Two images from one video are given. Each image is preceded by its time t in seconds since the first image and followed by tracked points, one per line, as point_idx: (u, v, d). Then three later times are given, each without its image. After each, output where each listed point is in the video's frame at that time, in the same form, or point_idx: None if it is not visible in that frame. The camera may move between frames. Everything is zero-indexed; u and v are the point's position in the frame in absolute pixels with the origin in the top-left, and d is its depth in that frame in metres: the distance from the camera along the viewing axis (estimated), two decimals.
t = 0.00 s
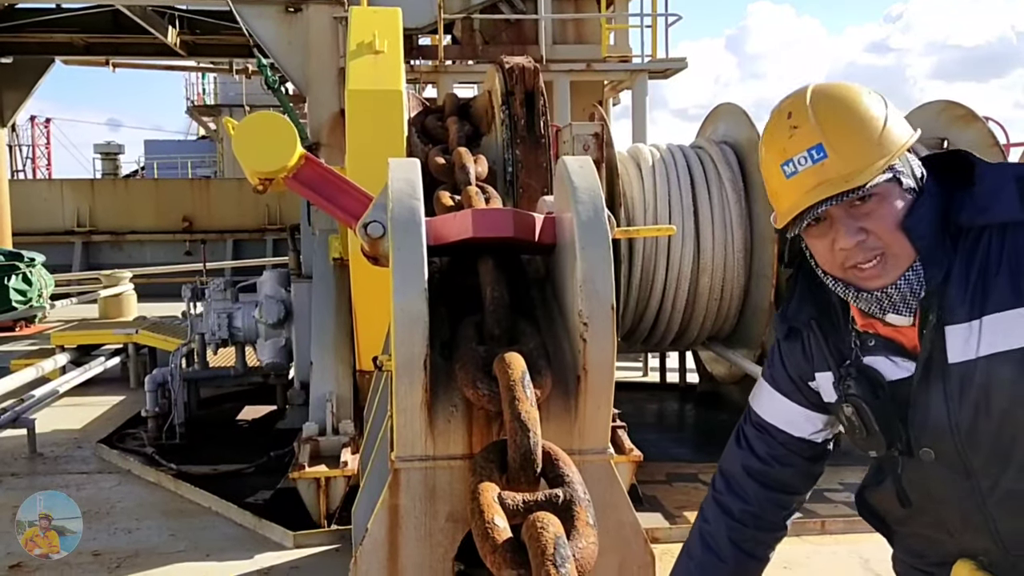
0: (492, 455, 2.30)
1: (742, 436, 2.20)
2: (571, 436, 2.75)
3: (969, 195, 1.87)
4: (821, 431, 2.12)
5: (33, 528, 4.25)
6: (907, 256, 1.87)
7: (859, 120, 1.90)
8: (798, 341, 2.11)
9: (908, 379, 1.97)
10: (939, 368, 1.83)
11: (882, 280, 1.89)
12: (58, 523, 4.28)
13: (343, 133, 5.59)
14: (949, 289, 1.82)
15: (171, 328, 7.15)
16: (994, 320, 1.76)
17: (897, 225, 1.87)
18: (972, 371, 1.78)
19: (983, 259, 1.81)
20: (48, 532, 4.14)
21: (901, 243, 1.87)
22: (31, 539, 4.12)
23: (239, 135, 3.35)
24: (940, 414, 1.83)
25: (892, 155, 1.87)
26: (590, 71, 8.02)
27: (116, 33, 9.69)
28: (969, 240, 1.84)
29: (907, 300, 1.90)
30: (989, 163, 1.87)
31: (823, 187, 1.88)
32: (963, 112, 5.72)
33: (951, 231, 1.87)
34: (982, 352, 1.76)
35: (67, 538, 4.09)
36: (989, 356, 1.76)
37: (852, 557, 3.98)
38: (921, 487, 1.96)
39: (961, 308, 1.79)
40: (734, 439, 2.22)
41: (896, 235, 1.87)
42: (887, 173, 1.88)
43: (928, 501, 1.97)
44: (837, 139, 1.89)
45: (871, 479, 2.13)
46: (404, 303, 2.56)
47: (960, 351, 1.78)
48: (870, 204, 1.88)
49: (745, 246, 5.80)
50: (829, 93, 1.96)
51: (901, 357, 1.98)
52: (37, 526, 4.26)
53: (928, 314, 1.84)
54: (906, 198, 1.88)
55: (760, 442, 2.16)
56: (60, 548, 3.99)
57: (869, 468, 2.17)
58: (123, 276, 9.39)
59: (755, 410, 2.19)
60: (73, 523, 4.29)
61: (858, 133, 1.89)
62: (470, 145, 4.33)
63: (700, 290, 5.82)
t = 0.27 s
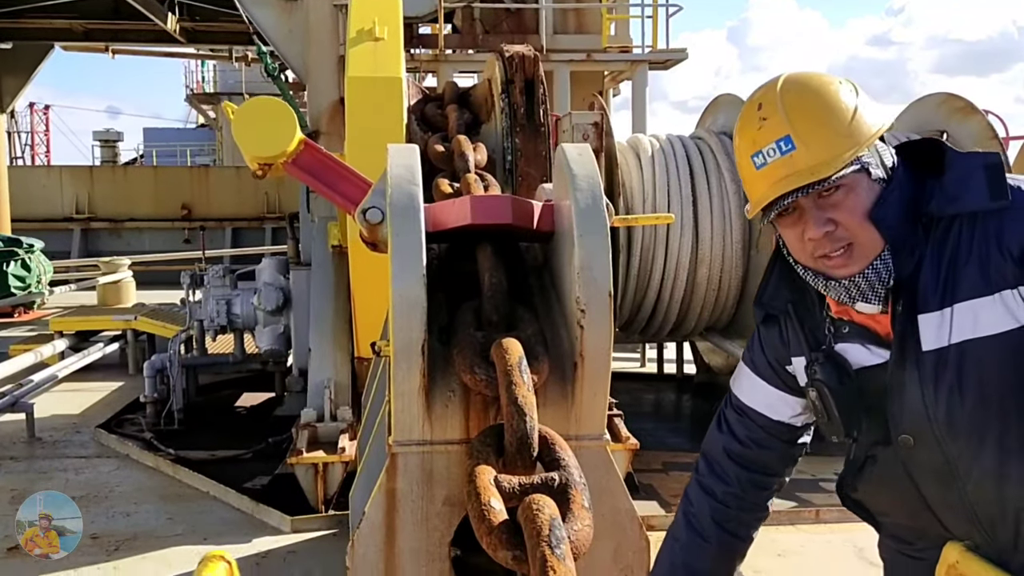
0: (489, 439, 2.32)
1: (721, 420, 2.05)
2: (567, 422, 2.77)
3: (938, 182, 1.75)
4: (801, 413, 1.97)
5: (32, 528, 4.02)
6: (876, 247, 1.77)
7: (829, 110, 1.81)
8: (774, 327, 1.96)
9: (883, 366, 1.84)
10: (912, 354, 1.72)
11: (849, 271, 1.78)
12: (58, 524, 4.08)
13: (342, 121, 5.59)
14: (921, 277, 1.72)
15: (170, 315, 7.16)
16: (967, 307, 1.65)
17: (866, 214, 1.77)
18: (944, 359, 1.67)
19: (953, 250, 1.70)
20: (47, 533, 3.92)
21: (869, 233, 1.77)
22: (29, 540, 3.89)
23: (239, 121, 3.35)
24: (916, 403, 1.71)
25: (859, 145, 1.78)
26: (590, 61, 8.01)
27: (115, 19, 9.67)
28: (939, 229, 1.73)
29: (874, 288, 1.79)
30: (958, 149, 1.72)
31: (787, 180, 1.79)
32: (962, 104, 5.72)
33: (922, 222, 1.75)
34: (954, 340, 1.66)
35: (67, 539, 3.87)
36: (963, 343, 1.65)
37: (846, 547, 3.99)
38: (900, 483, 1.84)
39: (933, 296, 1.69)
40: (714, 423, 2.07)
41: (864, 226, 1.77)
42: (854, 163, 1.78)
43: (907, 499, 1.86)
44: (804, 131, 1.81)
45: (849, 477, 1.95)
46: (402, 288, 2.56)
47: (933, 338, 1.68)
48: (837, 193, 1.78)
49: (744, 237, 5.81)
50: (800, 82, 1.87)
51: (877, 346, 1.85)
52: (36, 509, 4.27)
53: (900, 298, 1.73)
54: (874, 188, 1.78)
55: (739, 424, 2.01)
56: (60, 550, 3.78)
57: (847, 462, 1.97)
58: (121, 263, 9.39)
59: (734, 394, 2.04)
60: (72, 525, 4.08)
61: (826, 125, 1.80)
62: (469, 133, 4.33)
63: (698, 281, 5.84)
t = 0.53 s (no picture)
0: (487, 423, 2.35)
1: (714, 403, 2.04)
2: (565, 407, 2.79)
3: (925, 170, 1.74)
4: (794, 396, 1.95)
5: (32, 529, 3.86)
6: (861, 229, 1.77)
7: (820, 94, 1.81)
8: (768, 311, 1.96)
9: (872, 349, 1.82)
10: (899, 339, 1.73)
11: (835, 252, 1.78)
12: (59, 523, 3.93)
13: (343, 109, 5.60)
14: (909, 262, 1.72)
15: (170, 302, 7.19)
16: (953, 292, 1.67)
17: (851, 196, 1.76)
18: (931, 344, 1.69)
19: (940, 235, 1.71)
20: (47, 533, 3.77)
21: (855, 215, 1.77)
22: (29, 542, 3.73)
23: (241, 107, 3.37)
24: (904, 387, 1.73)
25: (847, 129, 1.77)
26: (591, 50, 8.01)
27: (116, 6, 9.66)
28: (927, 215, 1.73)
29: (857, 272, 1.78)
30: (945, 136, 1.73)
31: (773, 161, 1.79)
32: (962, 96, 5.73)
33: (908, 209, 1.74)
34: (940, 325, 1.68)
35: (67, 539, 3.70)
36: (949, 328, 1.67)
37: (841, 534, 4.02)
38: (887, 467, 1.85)
39: (920, 281, 1.70)
40: (710, 406, 2.05)
41: (850, 208, 1.76)
42: (840, 145, 1.77)
43: (894, 484, 1.86)
44: (793, 113, 1.80)
45: (839, 460, 1.95)
46: (401, 274, 2.59)
47: (920, 323, 1.70)
48: (821, 175, 1.77)
49: (743, 227, 5.82)
50: (793, 66, 1.87)
51: (866, 329, 1.84)
52: (38, 492, 4.31)
53: (886, 282, 1.74)
54: (860, 172, 1.77)
55: (734, 407, 2.00)
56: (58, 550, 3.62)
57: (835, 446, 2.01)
58: (122, 250, 9.41)
59: (729, 377, 2.03)
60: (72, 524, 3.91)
61: (815, 108, 1.79)
62: (470, 121, 4.35)
63: (697, 270, 5.85)
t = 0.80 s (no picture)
0: (482, 398, 2.38)
1: (708, 375, 2.05)
2: (560, 383, 2.81)
3: (922, 146, 1.73)
4: (789, 369, 1.94)
5: (31, 528, 3.64)
6: (834, 231, 1.74)
7: (784, 102, 1.72)
8: (763, 287, 1.94)
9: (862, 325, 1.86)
10: (890, 312, 1.75)
11: (816, 253, 1.77)
12: (59, 522, 3.71)
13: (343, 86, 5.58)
14: (902, 239, 1.72)
15: (170, 278, 7.20)
16: (943, 268, 1.67)
17: (819, 205, 1.72)
18: (920, 319, 1.71)
19: (933, 212, 1.70)
20: (47, 532, 3.56)
21: (826, 220, 1.73)
22: (29, 544, 3.48)
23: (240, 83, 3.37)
24: (892, 361, 1.75)
25: (811, 140, 1.70)
26: (592, 28, 7.97)
27: None
28: (922, 192, 1.72)
29: (836, 267, 1.79)
30: (941, 113, 1.71)
31: (737, 180, 1.76)
32: (964, 76, 5.71)
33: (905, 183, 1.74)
34: (929, 301, 1.69)
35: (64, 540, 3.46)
36: (938, 304, 1.68)
37: (834, 511, 4.06)
38: (871, 440, 1.87)
39: (911, 257, 1.71)
40: (706, 376, 2.06)
41: (820, 217, 1.72)
42: (805, 158, 1.71)
43: (879, 458, 1.90)
44: (756, 128, 1.74)
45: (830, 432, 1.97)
46: (398, 248, 2.62)
47: (909, 299, 1.71)
48: (787, 190, 1.73)
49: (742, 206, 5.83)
50: (757, 67, 1.77)
51: (858, 304, 1.86)
52: (40, 465, 4.35)
53: (877, 258, 1.75)
54: (828, 177, 1.72)
55: (728, 377, 2.00)
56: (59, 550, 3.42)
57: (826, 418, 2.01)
58: (122, 226, 9.42)
59: (725, 349, 2.02)
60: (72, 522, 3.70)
61: (778, 122, 1.72)
62: (469, 98, 4.34)
63: (695, 249, 5.86)
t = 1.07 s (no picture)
0: (475, 373, 2.41)
1: (695, 352, 2.06)
2: (555, 358, 2.84)
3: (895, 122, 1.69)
4: (773, 344, 1.96)
5: (30, 529, 3.46)
6: (808, 210, 1.70)
7: (752, 85, 1.68)
8: (745, 262, 1.92)
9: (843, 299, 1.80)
10: (867, 286, 1.74)
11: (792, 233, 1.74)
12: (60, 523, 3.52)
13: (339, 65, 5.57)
14: (878, 214, 1.70)
15: (169, 259, 7.23)
16: (920, 242, 1.65)
17: (791, 185, 1.68)
18: (896, 292, 1.70)
19: (909, 185, 1.67)
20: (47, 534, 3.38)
21: (799, 200, 1.69)
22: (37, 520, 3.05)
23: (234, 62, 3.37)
24: (870, 334, 1.75)
25: (778, 123, 1.65)
26: (590, 6, 7.94)
27: None
28: (897, 166, 1.69)
29: (813, 244, 1.75)
30: (914, 88, 1.67)
31: (705, 168, 1.74)
32: (962, 52, 5.69)
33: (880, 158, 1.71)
34: (905, 275, 1.68)
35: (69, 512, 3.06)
36: (914, 277, 1.67)
37: (829, 485, 4.10)
38: (852, 409, 1.89)
39: (887, 231, 1.69)
40: (693, 352, 2.07)
41: (792, 199, 1.69)
42: (773, 141, 1.66)
43: (861, 427, 1.92)
44: (725, 113, 1.70)
45: (812, 405, 2.00)
46: (393, 226, 2.64)
47: (886, 272, 1.70)
48: (757, 174, 1.69)
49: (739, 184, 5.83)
50: (727, 52, 1.72)
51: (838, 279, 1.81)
52: (42, 445, 4.39)
53: (855, 232, 1.72)
54: (798, 158, 1.68)
55: (715, 352, 2.01)
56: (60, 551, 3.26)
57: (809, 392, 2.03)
58: (121, 208, 9.43)
59: (712, 325, 2.03)
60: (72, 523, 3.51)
61: (745, 106, 1.67)
62: (464, 77, 4.33)
63: (692, 227, 5.87)
